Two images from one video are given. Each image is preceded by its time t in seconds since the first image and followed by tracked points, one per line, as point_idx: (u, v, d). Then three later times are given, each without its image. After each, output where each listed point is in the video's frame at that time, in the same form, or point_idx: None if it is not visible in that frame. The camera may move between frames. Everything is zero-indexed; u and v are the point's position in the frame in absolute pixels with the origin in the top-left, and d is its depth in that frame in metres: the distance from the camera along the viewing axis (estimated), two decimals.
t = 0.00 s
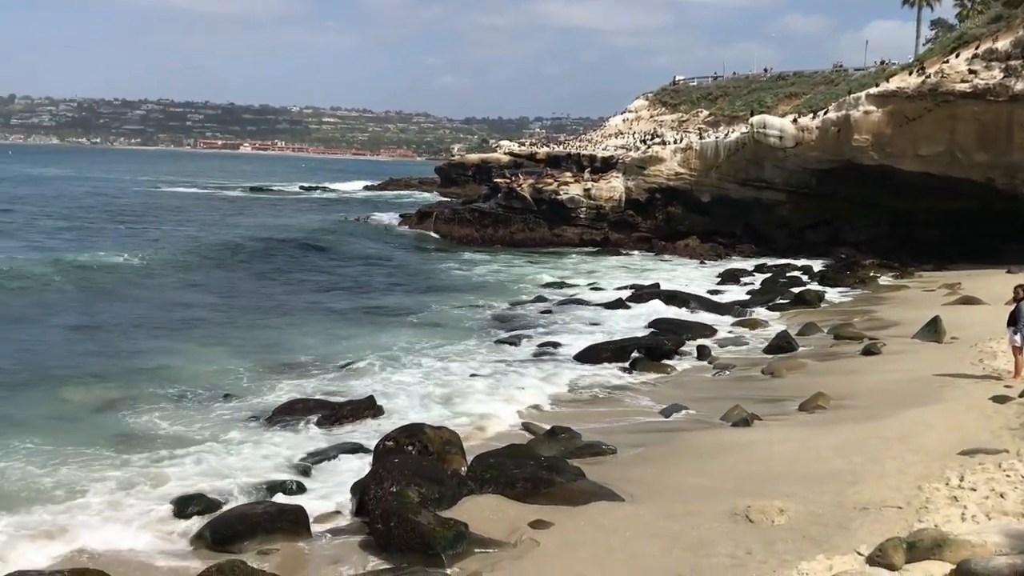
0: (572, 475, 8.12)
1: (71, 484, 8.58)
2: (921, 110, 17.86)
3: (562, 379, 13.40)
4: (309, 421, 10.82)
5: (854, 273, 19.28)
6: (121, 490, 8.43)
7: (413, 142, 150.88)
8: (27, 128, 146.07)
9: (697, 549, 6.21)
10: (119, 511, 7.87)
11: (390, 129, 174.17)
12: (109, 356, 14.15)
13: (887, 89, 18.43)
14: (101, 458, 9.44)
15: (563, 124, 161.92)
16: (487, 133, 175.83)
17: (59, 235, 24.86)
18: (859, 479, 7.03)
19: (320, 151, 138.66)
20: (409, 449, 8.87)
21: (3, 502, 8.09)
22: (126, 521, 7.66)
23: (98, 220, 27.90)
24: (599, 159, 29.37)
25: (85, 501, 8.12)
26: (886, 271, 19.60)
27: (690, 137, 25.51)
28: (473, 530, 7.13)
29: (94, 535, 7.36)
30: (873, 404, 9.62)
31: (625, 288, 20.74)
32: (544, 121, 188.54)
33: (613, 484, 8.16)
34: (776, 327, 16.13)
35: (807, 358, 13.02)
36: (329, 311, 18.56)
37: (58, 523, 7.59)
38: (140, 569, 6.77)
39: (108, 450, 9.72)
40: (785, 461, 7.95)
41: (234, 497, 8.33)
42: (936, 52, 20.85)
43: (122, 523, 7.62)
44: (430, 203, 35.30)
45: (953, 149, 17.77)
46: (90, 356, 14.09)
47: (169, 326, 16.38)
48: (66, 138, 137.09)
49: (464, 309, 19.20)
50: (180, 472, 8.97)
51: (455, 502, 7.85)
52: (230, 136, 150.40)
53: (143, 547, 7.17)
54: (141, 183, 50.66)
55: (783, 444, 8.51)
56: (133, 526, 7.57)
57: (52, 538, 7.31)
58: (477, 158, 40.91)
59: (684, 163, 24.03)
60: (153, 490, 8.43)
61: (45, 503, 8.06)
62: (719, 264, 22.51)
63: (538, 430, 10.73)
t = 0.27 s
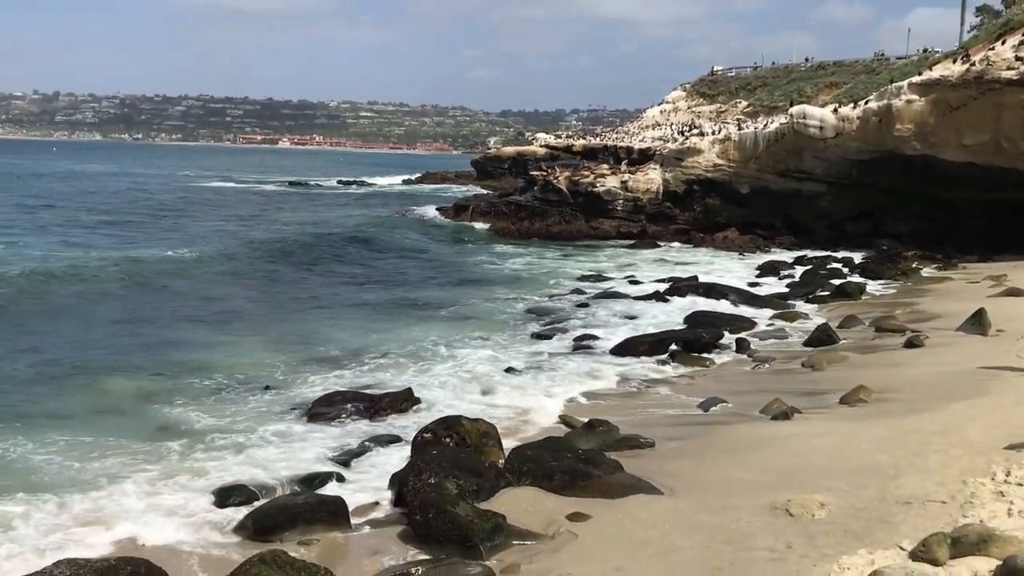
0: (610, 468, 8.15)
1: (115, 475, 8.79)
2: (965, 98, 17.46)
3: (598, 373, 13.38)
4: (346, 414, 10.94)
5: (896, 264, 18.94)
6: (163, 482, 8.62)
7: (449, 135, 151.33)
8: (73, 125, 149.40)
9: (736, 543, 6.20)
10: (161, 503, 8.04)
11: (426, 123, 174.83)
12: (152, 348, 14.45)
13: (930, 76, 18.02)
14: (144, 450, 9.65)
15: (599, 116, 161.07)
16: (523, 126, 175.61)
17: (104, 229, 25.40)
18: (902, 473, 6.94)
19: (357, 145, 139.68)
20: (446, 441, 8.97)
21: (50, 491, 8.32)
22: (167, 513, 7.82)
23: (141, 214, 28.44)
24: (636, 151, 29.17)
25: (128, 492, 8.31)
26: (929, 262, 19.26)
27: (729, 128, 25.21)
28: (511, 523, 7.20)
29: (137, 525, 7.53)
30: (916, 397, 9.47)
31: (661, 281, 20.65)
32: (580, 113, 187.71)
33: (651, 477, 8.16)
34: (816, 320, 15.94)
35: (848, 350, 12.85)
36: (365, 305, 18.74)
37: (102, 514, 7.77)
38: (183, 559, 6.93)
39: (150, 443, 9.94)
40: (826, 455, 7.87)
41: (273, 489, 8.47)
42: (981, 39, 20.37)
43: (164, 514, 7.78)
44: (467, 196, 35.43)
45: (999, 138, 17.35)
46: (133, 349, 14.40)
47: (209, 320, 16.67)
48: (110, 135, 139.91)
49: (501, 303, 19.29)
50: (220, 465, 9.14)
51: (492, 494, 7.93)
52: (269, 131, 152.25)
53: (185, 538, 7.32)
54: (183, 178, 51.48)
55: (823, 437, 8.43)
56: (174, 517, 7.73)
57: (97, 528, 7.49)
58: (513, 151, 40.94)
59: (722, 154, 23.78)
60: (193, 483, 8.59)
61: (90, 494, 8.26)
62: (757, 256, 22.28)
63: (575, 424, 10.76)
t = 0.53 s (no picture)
0: (648, 462, 8.16)
1: (157, 467, 8.99)
2: (1012, 88, 17.10)
3: (636, 367, 13.35)
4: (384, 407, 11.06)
5: (940, 257, 18.56)
6: (204, 473, 8.80)
7: (486, 129, 151.47)
8: (119, 122, 152.52)
9: (776, 538, 6.18)
10: (202, 494, 8.22)
11: (464, 117, 175.29)
12: (194, 341, 14.74)
13: (977, 66, 17.74)
14: (186, 442, 9.86)
15: (637, 108, 159.88)
16: (560, 119, 175.10)
17: (149, 223, 25.97)
18: (947, 468, 6.85)
19: (395, 139, 140.50)
20: (485, 434, 9.06)
21: (94, 481, 8.54)
22: (208, 504, 8.00)
23: (184, 208, 28.94)
24: (675, 143, 28.94)
25: (170, 483, 8.51)
26: (974, 255, 18.95)
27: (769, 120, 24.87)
28: (548, 515, 7.24)
29: (177, 516, 7.70)
30: (961, 391, 9.30)
31: (700, 275, 20.53)
32: (618, 106, 186.53)
33: (690, 471, 8.15)
34: (858, 314, 15.72)
35: (891, 344, 12.66)
36: (403, 299, 18.88)
37: (143, 505, 7.95)
38: (224, 549, 7.07)
39: (192, 435, 10.15)
40: (868, 449, 7.79)
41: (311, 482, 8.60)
42: None
43: (204, 506, 7.94)
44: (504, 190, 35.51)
45: None
46: (177, 342, 14.70)
47: (249, 313, 16.96)
48: (155, 131, 142.61)
49: (538, 297, 19.34)
50: (259, 457, 9.30)
51: (530, 487, 7.98)
52: (309, 127, 153.90)
53: (224, 529, 7.48)
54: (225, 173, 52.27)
55: (865, 432, 8.33)
56: (214, 509, 7.89)
57: (140, 518, 7.67)
58: (550, 144, 40.88)
59: (762, 146, 23.58)
60: (233, 475, 8.77)
61: (133, 485, 8.47)
62: (798, 249, 22.02)
63: (613, 417, 10.77)
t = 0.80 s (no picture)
0: (683, 456, 8.17)
1: (197, 458, 9.18)
2: None
3: (671, 362, 13.29)
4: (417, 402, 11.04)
5: (983, 252, 18.18)
6: (242, 465, 8.97)
7: (521, 122, 151.29)
8: (161, 117, 155.07)
9: (813, 534, 6.14)
10: (239, 486, 8.37)
11: (499, 110, 175.22)
12: (232, 334, 14.98)
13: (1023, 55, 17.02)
14: (225, 433, 10.05)
15: (673, 100, 158.47)
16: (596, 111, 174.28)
17: (190, 215, 26.47)
18: (990, 466, 6.74)
19: (431, 133, 141.04)
20: (520, 427, 9.11)
21: (136, 471, 8.75)
22: (245, 495, 8.15)
23: (223, 201, 29.40)
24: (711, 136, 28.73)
25: (208, 474, 8.68)
26: (1018, 251, 18.52)
27: (809, 111, 24.49)
28: (583, 509, 7.27)
29: (216, 506, 7.86)
30: (1005, 388, 9.13)
31: (737, 269, 20.38)
32: (654, 99, 185.05)
33: (726, 466, 8.12)
34: (897, 309, 15.47)
35: (932, 340, 12.44)
36: (437, 293, 18.99)
37: (182, 494, 8.12)
38: (260, 539, 7.20)
39: (231, 426, 10.34)
40: (908, 446, 7.69)
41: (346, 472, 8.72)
42: None
43: (241, 497, 8.09)
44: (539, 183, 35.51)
45: None
46: (216, 335, 14.96)
47: (286, 307, 17.18)
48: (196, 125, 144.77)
49: (572, 291, 19.36)
50: (297, 449, 9.45)
51: (565, 480, 8.01)
52: (346, 121, 155.07)
53: (261, 519, 7.62)
54: (264, 167, 52.91)
55: (905, 428, 8.22)
56: (251, 499, 8.04)
57: (179, 508, 7.84)
58: (586, 137, 40.76)
59: (801, 138, 23.13)
60: (270, 467, 8.92)
61: (172, 475, 8.66)
62: (837, 243, 21.72)
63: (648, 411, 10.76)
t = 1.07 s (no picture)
0: (715, 450, 8.18)
1: (230, 448, 9.36)
2: None
3: (702, 356, 13.23)
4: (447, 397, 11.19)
5: None
6: (274, 455, 9.14)
7: (553, 113, 150.89)
8: (197, 109, 157.03)
9: (847, 530, 6.12)
10: (271, 476, 8.53)
11: (532, 102, 174.71)
12: (265, 326, 15.20)
13: None
14: (258, 423, 10.22)
15: (707, 92, 156.89)
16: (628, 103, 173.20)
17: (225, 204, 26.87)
18: None
19: (463, 125, 141.22)
20: (551, 419, 9.16)
21: (171, 459, 8.94)
22: (276, 485, 8.30)
23: (257, 191, 29.80)
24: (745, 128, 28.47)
25: (241, 464, 8.85)
26: None
27: (845, 103, 24.14)
28: (614, 502, 7.30)
29: (248, 495, 8.02)
30: None
31: (770, 262, 20.21)
32: (688, 91, 183.38)
33: (758, 459, 8.12)
34: (935, 304, 15.23)
35: (970, 335, 12.24)
36: (468, 287, 19.08)
37: (215, 483, 8.29)
38: (292, 528, 7.34)
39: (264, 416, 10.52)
40: (946, 441, 7.60)
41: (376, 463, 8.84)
42: None
43: (273, 487, 8.25)
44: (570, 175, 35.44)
45: None
46: (249, 326, 15.18)
47: (318, 299, 17.38)
48: (231, 117, 146.34)
49: (603, 285, 19.37)
50: (328, 441, 9.60)
51: (596, 473, 8.05)
52: (379, 112, 155.69)
53: (292, 509, 7.76)
54: (297, 158, 53.37)
55: (942, 424, 8.12)
56: (283, 489, 8.19)
57: (212, 495, 8.02)
58: (618, 129, 40.60)
59: (837, 130, 22.85)
60: (301, 457, 9.07)
61: (207, 464, 8.84)
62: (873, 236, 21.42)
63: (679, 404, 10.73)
